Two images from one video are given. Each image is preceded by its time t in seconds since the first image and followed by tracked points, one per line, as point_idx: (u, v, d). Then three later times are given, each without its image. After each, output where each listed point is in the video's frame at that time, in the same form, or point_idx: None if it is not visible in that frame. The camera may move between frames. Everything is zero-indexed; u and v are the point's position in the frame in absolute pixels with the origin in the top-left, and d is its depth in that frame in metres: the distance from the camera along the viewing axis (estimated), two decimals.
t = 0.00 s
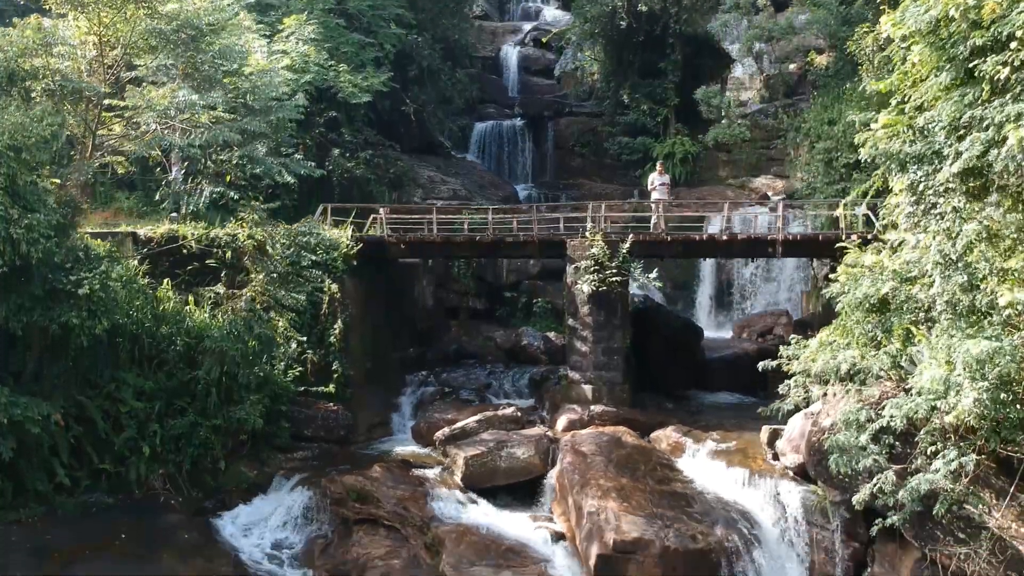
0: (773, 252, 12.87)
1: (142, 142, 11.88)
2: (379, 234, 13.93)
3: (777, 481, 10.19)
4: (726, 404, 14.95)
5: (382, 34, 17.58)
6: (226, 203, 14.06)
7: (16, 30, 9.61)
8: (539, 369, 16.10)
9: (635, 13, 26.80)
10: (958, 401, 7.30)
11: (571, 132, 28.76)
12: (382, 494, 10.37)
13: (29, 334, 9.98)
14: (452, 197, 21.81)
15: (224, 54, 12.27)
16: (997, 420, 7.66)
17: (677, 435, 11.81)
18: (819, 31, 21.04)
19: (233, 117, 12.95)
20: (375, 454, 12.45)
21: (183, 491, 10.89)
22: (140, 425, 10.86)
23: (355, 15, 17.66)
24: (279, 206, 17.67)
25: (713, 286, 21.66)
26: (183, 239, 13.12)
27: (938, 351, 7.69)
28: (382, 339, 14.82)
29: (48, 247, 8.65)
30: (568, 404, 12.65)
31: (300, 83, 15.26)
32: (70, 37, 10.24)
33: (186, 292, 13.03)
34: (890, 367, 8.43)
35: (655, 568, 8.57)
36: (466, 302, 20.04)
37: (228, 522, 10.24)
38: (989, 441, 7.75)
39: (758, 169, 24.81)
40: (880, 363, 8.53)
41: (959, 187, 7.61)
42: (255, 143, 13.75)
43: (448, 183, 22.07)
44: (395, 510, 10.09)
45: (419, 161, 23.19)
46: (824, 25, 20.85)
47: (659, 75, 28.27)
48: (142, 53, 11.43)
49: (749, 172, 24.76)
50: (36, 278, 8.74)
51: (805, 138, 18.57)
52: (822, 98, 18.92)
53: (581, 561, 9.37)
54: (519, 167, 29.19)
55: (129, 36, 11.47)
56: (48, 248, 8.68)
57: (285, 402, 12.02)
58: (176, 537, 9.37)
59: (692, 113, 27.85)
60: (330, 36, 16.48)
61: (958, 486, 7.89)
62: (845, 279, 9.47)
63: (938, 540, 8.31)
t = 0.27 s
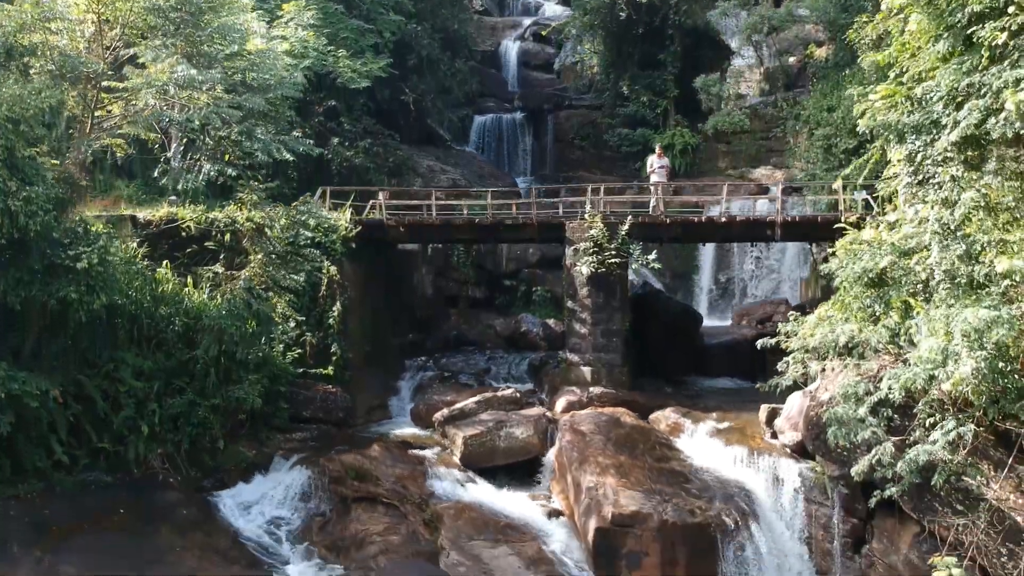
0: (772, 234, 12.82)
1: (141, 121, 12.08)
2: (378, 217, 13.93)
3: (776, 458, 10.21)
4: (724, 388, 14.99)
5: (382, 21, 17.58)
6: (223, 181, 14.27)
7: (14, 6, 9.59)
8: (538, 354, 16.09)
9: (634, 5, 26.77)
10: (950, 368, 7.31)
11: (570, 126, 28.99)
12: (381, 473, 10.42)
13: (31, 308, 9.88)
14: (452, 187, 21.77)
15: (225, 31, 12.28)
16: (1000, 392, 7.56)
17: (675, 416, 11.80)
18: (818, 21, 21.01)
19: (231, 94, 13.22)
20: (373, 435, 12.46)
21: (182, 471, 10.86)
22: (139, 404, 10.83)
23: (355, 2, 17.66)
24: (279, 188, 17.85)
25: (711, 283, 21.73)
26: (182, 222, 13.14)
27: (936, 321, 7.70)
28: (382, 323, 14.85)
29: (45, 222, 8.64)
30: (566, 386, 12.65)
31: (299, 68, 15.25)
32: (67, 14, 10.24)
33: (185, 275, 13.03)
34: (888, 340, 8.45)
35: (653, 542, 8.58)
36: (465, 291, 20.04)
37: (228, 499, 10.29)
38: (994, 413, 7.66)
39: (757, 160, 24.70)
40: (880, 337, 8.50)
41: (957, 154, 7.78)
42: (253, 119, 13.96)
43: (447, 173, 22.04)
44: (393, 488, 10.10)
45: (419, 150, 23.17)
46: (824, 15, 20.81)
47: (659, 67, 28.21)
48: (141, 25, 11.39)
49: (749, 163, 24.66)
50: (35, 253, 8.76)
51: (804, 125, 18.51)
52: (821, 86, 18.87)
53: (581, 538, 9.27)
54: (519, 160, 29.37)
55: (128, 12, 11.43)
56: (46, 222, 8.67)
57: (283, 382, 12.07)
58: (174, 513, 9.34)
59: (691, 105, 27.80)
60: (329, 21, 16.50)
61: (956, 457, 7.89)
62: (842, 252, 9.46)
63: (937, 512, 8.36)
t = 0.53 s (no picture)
0: (771, 217, 12.76)
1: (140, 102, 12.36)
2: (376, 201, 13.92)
3: (773, 437, 10.16)
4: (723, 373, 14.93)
5: (381, 8, 17.55)
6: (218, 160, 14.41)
7: None
8: (537, 341, 16.06)
9: None
10: (946, 340, 7.35)
11: (569, 119, 29.00)
12: (377, 451, 10.42)
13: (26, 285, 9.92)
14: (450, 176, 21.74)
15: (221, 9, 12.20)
16: (997, 362, 7.53)
17: (673, 397, 11.78)
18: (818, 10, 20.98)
19: (227, 72, 13.41)
20: (370, 418, 12.44)
21: (180, 450, 10.80)
22: (136, 383, 10.79)
23: None
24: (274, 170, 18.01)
25: (712, 274, 21.88)
26: (180, 207, 13.30)
27: (934, 290, 7.72)
28: (379, 308, 14.84)
29: (42, 193, 8.65)
30: (564, 369, 12.63)
31: (298, 52, 15.23)
32: None
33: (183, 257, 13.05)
34: (885, 313, 8.43)
35: (649, 516, 8.61)
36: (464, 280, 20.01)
37: (225, 476, 10.27)
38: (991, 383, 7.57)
39: (757, 152, 24.64)
40: (877, 309, 8.49)
41: (954, 124, 7.86)
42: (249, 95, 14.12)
43: (446, 162, 22.01)
44: (391, 466, 10.08)
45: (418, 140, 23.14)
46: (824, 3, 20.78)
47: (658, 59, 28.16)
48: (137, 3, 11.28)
49: (748, 155, 24.60)
50: (31, 228, 8.73)
51: (804, 113, 18.47)
52: (820, 74, 18.83)
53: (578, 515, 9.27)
54: (519, 153, 29.38)
55: None
56: (42, 194, 8.68)
57: (281, 362, 12.11)
58: (171, 490, 9.30)
59: (691, 97, 27.75)
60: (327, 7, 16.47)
61: (955, 428, 7.89)
62: (839, 228, 9.45)
63: (934, 484, 8.34)
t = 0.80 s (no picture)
0: (769, 197, 12.61)
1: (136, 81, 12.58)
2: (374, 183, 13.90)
3: (772, 414, 10.15)
4: (722, 358, 14.85)
5: None
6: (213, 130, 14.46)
7: None
8: (536, 326, 16.05)
9: None
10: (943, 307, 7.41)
11: (569, 111, 28.91)
12: (375, 429, 10.39)
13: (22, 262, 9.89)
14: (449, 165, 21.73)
15: None
16: (995, 330, 7.55)
17: (672, 377, 11.77)
18: None
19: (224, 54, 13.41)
20: (368, 399, 12.44)
21: (178, 429, 10.78)
22: (134, 362, 10.74)
23: None
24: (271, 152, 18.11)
25: (713, 263, 21.84)
26: (178, 189, 13.21)
27: (933, 261, 7.78)
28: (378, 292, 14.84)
29: (39, 166, 8.62)
30: (563, 350, 12.62)
31: (296, 36, 15.22)
32: None
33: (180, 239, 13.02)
34: (884, 285, 8.44)
35: (647, 489, 8.60)
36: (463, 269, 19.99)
37: (223, 454, 10.26)
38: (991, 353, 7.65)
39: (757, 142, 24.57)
40: (875, 281, 8.49)
41: (952, 92, 7.98)
42: (248, 72, 14.06)
43: (445, 151, 22.00)
44: (389, 443, 10.07)
45: (417, 130, 23.12)
46: None
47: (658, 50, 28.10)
48: None
49: (748, 145, 24.54)
50: (27, 203, 8.69)
51: (803, 99, 18.43)
52: (820, 61, 18.79)
53: (577, 490, 9.28)
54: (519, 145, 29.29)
55: None
56: (39, 167, 8.66)
57: (279, 343, 12.11)
58: (168, 466, 9.29)
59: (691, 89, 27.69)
60: None
61: (953, 397, 7.92)
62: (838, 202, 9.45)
63: (932, 455, 8.35)
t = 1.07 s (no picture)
0: (769, 178, 12.47)
1: (135, 60, 12.56)
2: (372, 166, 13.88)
3: (771, 391, 10.14)
4: (721, 343, 14.79)
5: None
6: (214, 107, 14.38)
7: None
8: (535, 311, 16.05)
9: None
10: (943, 275, 7.41)
11: (568, 102, 28.86)
12: (374, 407, 10.36)
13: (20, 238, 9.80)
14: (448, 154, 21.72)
15: None
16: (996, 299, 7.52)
17: (671, 357, 11.77)
18: None
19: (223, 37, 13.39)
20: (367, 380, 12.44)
21: (176, 408, 10.72)
22: (132, 341, 10.59)
23: None
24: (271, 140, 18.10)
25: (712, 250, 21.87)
26: (178, 173, 13.18)
27: (932, 230, 7.81)
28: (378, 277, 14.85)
29: (37, 138, 8.63)
30: (562, 332, 12.61)
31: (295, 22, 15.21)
32: None
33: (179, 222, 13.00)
34: (883, 257, 8.44)
35: (646, 463, 8.57)
36: (462, 258, 19.96)
37: (221, 433, 10.23)
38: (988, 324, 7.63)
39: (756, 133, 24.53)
40: (873, 254, 8.49)
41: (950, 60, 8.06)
42: (247, 55, 14.04)
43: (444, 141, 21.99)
44: (387, 421, 10.04)
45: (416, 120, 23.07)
46: None
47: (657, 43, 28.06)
48: None
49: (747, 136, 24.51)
50: (25, 176, 8.70)
51: (802, 87, 18.41)
52: (819, 49, 18.77)
53: (575, 466, 9.27)
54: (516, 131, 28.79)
55: None
56: (37, 139, 8.66)
57: (278, 324, 12.09)
58: (166, 442, 9.26)
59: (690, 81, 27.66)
60: None
61: (954, 366, 7.88)
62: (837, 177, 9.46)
63: (932, 427, 8.32)
